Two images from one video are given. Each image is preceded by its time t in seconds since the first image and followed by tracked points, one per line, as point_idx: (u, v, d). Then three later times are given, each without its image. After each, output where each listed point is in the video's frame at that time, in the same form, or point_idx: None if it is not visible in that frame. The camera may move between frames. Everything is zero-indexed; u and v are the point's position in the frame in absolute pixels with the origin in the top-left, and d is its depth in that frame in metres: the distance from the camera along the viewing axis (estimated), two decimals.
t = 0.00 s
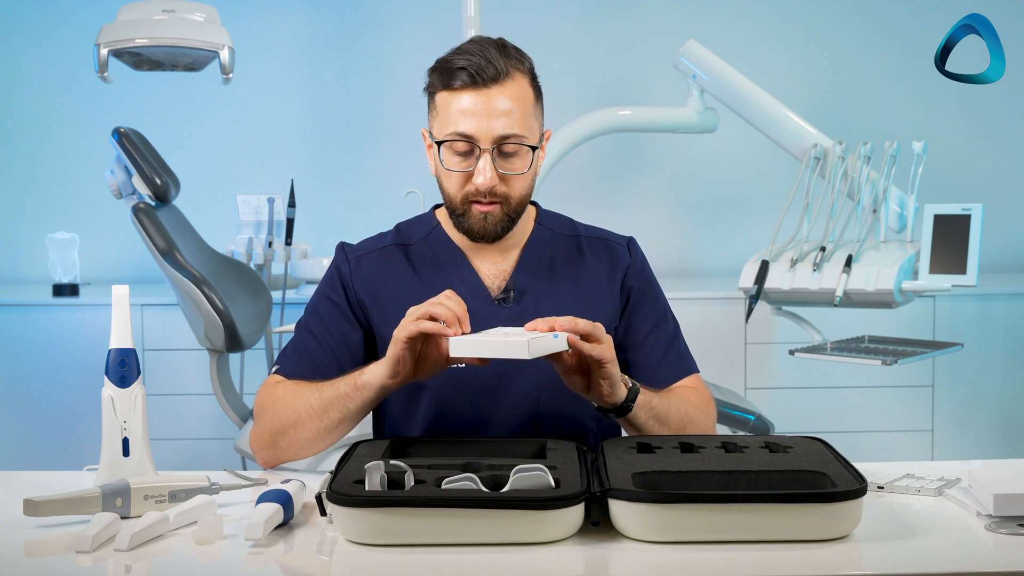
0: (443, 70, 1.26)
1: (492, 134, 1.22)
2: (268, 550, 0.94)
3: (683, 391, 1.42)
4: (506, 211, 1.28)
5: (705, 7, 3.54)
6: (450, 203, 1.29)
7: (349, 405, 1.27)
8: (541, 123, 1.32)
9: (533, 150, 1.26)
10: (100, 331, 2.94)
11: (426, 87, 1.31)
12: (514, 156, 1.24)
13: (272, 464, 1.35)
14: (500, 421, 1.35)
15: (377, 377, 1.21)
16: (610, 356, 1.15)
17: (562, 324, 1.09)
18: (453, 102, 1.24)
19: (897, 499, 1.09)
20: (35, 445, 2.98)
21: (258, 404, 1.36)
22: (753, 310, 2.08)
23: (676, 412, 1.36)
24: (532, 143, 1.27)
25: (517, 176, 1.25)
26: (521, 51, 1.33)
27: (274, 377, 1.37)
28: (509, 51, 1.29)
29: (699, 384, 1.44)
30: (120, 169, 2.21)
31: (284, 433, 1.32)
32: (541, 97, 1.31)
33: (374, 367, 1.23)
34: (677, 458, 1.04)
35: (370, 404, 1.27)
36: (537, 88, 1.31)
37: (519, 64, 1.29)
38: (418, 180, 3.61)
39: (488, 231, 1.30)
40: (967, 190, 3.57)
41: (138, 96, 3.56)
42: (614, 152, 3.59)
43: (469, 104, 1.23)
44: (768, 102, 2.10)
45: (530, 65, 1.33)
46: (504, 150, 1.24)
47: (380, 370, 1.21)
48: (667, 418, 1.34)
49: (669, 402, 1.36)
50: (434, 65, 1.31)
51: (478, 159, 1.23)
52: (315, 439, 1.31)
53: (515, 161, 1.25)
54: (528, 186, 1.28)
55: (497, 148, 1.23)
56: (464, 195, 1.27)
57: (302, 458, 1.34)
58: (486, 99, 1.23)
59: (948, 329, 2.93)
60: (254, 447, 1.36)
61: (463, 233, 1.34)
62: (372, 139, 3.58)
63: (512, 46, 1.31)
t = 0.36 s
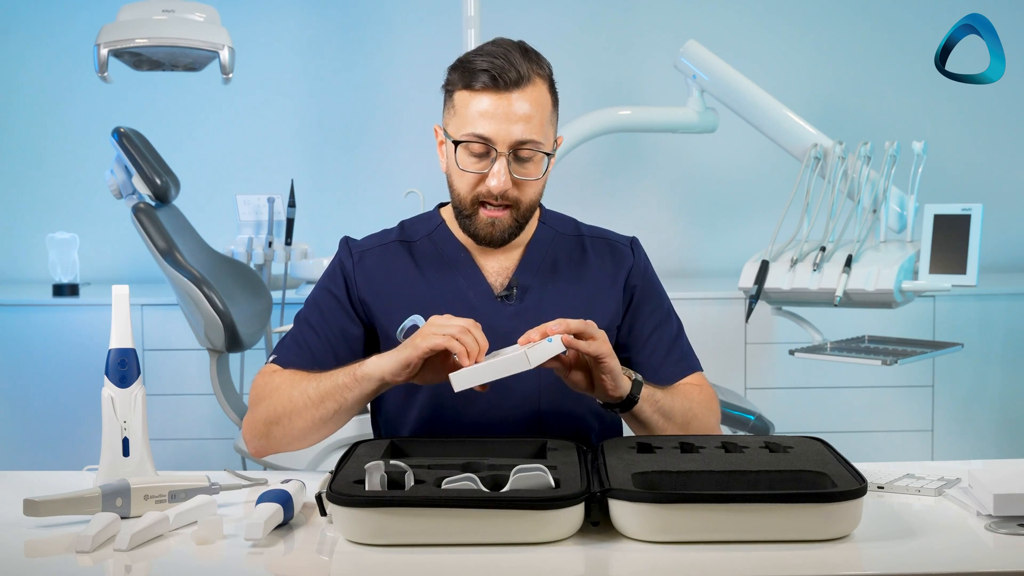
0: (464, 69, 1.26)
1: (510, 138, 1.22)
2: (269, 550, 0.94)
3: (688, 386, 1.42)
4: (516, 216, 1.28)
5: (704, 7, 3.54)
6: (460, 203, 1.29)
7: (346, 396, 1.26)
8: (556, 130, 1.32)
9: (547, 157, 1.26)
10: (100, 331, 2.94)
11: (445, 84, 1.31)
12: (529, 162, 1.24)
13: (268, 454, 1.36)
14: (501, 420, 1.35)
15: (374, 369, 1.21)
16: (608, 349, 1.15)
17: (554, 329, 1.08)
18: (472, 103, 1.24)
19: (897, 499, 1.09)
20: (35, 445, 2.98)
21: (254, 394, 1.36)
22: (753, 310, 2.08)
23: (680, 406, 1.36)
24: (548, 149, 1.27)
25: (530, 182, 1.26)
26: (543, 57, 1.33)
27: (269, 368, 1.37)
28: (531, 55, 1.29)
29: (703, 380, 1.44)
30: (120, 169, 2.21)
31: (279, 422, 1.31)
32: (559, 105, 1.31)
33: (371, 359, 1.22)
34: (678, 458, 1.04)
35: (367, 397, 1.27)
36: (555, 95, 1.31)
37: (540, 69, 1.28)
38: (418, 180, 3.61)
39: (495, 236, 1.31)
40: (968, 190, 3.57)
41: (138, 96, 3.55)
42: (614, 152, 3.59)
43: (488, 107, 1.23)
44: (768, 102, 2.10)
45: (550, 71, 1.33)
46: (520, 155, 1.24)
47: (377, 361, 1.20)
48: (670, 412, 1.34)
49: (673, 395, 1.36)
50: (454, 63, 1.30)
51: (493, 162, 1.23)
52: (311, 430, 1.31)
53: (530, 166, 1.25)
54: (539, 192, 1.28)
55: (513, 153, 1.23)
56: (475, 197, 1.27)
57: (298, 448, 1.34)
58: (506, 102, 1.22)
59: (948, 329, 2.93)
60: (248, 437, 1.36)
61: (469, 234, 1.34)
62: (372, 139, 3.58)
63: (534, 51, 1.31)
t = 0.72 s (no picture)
0: (472, 68, 1.26)
1: (514, 139, 1.22)
2: (268, 550, 0.94)
3: (690, 387, 1.42)
4: (518, 216, 1.28)
5: (704, 7, 3.54)
6: (462, 201, 1.29)
7: (347, 398, 1.26)
8: (561, 131, 1.32)
9: (551, 157, 1.26)
10: (100, 332, 2.94)
11: (452, 82, 1.31)
12: (533, 163, 1.25)
13: (267, 453, 1.35)
14: (502, 421, 1.35)
15: (375, 374, 1.20)
16: (605, 352, 1.14)
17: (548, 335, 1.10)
18: (478, 102, 1.23)
19: (897, 499, 1.09)
20: (36, 446, 2.98)
21: (255, 392, 1.36)
22: (753, 310, 2.08)
23: (682, 408, 1.36)
24: (552, 151, 1.27)
25: (534, 183, 1.26)
26: (550, 58, 1.33)
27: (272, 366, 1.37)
28: (538, 56, 1.29)
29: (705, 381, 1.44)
30: (120, 169, 2.21)
31: (280, 422, 1.31)
32: (565, 106, 1.31)
33: (372, 362, 1.21)
34: (678, 458, 1.04)
35: (368, 400, 1.26)
36: (561, 97, 1.31)
37: (547, 71, 1.28)
38: (418, 180, 3.61)
39: (497, 235, 1.30)
40: (968, 190, 3.57)
41: (138, 96, 3.55)
42: (614, 152, 3.59)
43: (495, 107, 1.22)
44: (768, 102, 2.10)
45: (557, 73, 1.33)
46: (525, 156, 1.24)
47: (379, 365, 1.20)
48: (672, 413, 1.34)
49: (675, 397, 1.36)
50: (462, 61, 1.30)
51: (498, 162, 1.23)
52: (312, 431, 1.31)
53: (533, 168, 1.25)
54: (542, 193, 1.28)
55: (518, 154, 1.23)
56: (478, 195, 1.27)
57: (297, 448, 1.34)
58: (512, 102, 1.22)
59: (948, 329, 2.93)
60: (248, 435, 1.35)
61: (471, 233, 1.34)
62: (372, 138, 3.58)
63: (542, 52, 1.31)
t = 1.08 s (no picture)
0: (478, 69, 1.26)
1: (518, 143, 1.22)
2: (268, 550, 0.94)
3: (694, 389, 1.42)
4: (520, 219, 1.28)
5: (704, 7, 3.54)
6: (464, 202, 1.29)
7: (330, 394, 1.27)
8: (566, 135, 1.32)
9: (555, 163, 1.26)
10: (99, 332, 2.94)
11: (458, 81, 1.30)
12: (536, 167, 1.25)
13: (258, 449, 1.36)
14: (501, 421, 1.35)
15: (355, 370, 1.20)
16: (612, 355, 1.15)
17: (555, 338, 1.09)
18: (484, 104, 1.23)
19: (896, 499, 1.09)
20: (35, 445, 2.98)
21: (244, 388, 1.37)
22: (753, 310, 2.08)
23: (686, 410, 1.36)
24: (556, 156, 1.27)
25: (537, 188, 1.26)
26: (557, 61, 1.33)
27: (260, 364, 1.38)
28: (545, 58, 1.29)
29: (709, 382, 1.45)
30: (120, 169, 2.21)
31: (265, 417, 1.32)
32: (571, 110, 1.31)
33: (352, 357, 1.22)
34: (678, 458, 1.04)
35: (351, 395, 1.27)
36: (567, 100, 1.31)
37: (554, 74, 1.28)
38: (418, 180, 3.61)
39: (498, 237, 1.30)
40: (968, 190, 3.57)
41: (138, 96, 3.55)
42: (614, 152, 3.59)
43: (500, 110, 1.22)
44: (768, 102, 2.10)
45: (563, 76, 1.33)
46: (528, 160, 1.24)
47: (358, 361, 1.20)
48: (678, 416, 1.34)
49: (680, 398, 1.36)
50: (469, 61, 1.30)
51: (501, 165, 1.23)
52: (298, 426, 1.31)
53: (536, 172, 1.25)
54: (545, 196, 1.28)
55: (521, 158, 1.24)
56: (480, 197, 1.27)
57: (285, 443, 1.34)
58: (518, 106, 1.22)
59: (948, 329, 2.93)
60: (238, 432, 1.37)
61: (472, 233, 1.34)
62: (372, 138, 3.58)
63: (549, 55, 1.31)
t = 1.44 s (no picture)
0: (471, 68, 1.26)
1: (513, 139, 1.22)
2: (268, 550, 0.94)
3: (693, 385, 1.42)
4: (517, 215, 1.28)
5: (705, 7, 3.54)
6: (461, 201, 1.29)
7: (326, 361, 1.25)
8: (561, 132, 1.32)
9: (550, 159, 1.26)
10: (99, 332, 2.94)
11: (452, 81, 1.30)
12: (531, 163, 1.25)
13: (235, 404, 1.34)
14: (502, 420, 1.34)
15: (363, 340, 1.18)
16: (608, 355, 1.15)
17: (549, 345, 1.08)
18: (478, 102, 1.23)
19: (896, 499, 1.09)
20: (35, 445, 2.98)
21: (238, 342, 1.35)
22: (753, 311, 2.07)
23: (687, 407, 1.35)
24: (551, 152, 1.27)
25: (532, 184, 1.26)
26: (551, 58, 1.33)
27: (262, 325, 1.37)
28: (538, 55, 1.29)
29: (708, 377, 1.44)
30: (120, 169, 2.21)
31: (255, 372, 1.30)
32: (565, 106, 1.31)
33: (363, 329, 1.20)
34: (678, 458, 1.04)
35: (346, 369, 1.25)
36: (561, 97, 1.31)
37: (548, 71, 1.28)
38: (418, 180, 3.61)
39: (496, 234, 1.30)
40: (968, 190, 3.57)
41: (138, 96, 3.55)
42: (615, 152, 3.59)
43: (493, 107, 1.22)
44: (768, 102, 2.10)
45: (558, 73, 1.33)
46: (523, 157, 1.24)
47: (366, 331, 1.19)
48: (679, 412, 1.34)
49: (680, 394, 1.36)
50: (462, 61, 1.31)
51: (496, 162, 1.23)
52: (284, 389, 1.29)
53: (532, 168, 1.25)
54: (542, 193, 1.28)
55: (516, 154, 1.24)
56: (477, 195, 1.27)
57: (264, 404, 1.32)
58: (511, 103, 1.22)
59: (948, 329, 2.93)
60: (218, 382, 1.35)
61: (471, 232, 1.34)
62: (372, 138, 3.58)
63: (543, 52, 1.30)
